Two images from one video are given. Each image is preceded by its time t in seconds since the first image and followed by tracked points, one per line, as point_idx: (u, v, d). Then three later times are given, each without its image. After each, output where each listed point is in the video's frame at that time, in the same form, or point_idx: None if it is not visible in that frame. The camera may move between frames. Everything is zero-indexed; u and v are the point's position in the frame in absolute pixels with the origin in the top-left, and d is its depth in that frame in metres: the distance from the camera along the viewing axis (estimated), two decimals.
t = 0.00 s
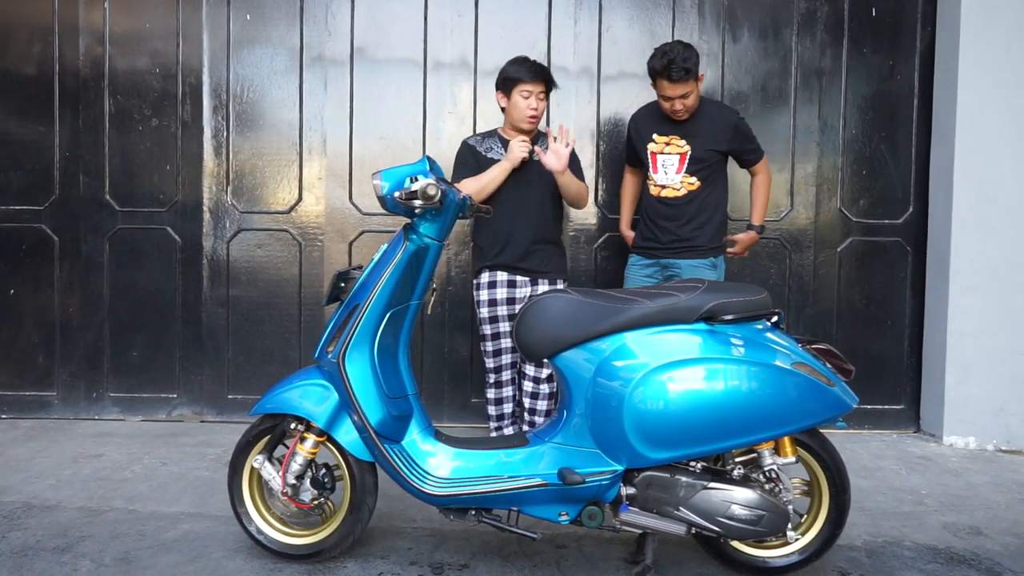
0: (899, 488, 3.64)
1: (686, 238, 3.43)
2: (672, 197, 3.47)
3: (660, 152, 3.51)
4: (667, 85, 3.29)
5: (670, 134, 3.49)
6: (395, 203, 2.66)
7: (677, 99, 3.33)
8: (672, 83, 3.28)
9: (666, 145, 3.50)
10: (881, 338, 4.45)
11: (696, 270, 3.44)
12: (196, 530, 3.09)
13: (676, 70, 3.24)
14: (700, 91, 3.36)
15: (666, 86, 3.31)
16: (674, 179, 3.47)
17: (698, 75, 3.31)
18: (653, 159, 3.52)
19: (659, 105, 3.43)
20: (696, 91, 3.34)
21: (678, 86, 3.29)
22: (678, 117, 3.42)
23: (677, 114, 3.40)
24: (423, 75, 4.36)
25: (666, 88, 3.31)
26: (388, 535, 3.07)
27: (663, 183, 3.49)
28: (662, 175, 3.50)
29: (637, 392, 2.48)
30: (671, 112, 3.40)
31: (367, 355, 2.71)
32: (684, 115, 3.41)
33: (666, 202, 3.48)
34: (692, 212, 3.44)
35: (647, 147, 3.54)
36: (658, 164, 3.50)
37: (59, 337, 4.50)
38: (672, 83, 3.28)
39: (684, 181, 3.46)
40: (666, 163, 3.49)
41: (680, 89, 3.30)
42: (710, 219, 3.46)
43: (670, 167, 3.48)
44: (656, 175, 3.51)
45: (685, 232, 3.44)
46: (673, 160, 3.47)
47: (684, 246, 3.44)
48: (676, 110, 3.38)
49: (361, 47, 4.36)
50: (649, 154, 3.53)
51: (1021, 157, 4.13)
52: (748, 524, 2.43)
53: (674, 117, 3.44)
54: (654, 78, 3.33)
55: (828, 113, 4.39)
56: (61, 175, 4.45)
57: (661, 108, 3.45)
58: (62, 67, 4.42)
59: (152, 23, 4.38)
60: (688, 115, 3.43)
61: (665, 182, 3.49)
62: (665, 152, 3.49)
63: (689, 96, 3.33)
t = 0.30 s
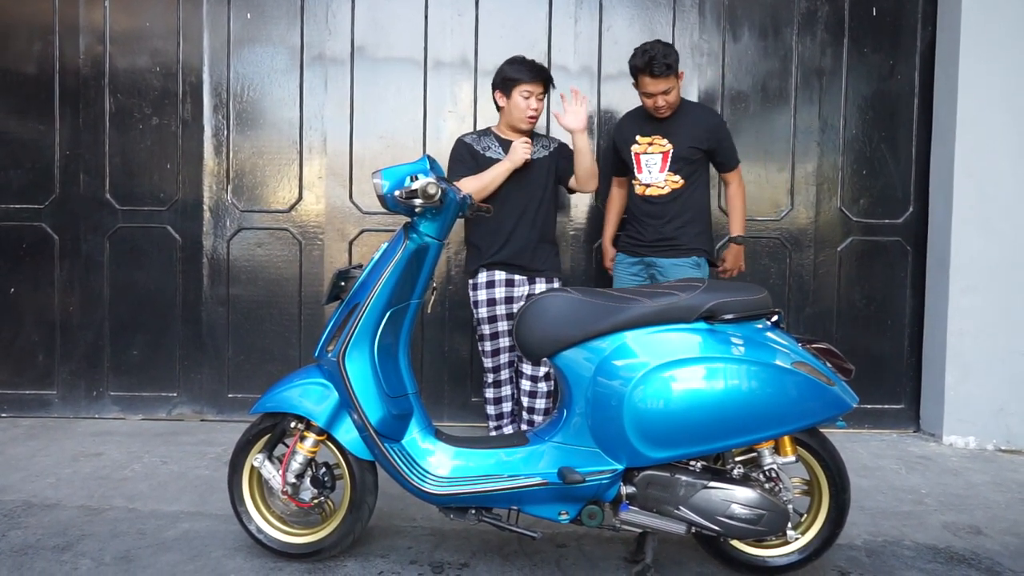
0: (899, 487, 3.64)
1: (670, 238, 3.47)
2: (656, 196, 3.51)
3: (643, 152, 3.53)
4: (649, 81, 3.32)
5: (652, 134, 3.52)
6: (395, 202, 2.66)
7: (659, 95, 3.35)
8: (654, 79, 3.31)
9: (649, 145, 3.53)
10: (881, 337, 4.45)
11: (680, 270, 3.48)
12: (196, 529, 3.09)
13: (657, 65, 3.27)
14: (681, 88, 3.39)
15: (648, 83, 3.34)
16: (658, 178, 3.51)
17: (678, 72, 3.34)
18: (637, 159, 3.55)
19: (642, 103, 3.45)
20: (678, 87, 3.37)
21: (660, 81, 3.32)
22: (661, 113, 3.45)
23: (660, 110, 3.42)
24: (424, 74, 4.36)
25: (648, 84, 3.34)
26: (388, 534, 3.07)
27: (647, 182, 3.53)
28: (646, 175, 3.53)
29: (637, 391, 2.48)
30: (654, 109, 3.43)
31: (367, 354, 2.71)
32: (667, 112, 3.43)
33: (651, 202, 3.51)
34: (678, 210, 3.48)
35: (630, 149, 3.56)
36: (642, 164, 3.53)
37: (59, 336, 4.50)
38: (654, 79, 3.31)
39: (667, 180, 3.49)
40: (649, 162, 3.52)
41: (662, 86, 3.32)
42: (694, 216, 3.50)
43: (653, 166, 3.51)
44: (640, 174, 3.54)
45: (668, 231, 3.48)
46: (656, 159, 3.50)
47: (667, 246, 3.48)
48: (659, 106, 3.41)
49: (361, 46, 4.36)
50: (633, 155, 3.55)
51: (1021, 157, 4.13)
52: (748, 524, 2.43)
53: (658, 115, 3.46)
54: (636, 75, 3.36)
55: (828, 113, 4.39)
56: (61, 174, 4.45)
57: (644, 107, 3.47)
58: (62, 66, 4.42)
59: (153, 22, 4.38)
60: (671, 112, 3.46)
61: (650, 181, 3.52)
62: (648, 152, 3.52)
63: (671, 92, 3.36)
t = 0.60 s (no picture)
0: (900, 488, 3.64)
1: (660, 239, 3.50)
2: (648, 195, 3.51)
3: (632, 154, 3.55)
4: (639, 79, 3.35)
5: (640, 135, 3.54)
6: (395, 202, 2.66)
7: (648, 94, 3.38)
8: (644, 76, 3.34)
9: (637, 147, 3.54)
10: (881, 338, 4.45)
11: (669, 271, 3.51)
12: (196, 529, 3.09)
13: (646, 63, 3.30)
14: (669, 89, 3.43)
15: (638, 81, 3.37)
16: (648, 178, 3.52)
17: (666, 72, 3.39)
18: (626, 160, 3.57)
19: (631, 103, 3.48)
20: (666, 88, 3.41)
21: (649, 79, 3.35)
22: (649, 114, 3.47)
23: (649, 110, 3.44)
24: (424, 74, 4.36)
25: (638, 82, 3.37)
26: (388, 534, 3.07)
27: (637, 182, 3.54)
28: (636, 176, 3.54)
29: (637, 391, 2.48)
30: (643, 109, 3.45)
31: (367, 354, 2.71)
32: (656, 112, 3.45)
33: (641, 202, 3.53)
34: (667, 211, 3.50)
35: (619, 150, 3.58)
36: (631, 165, 3.55)
37: (59, 336, 4.50)
38: (643, 77, 3.35)
39: (657, 180, 3.51)
40: (638, 164, 3.54)
41: (651, 84, 3.36)
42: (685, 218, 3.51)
43: (642, 167, 3.53)
44: (630, 175, 3.56)
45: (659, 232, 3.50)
46: (645, 160, 3.51)
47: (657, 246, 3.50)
48: (647, 107, 3.43)
49: (362, 47, 4.36)
50: (622, 157, 3.57)
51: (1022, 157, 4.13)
52: (749, 524, 2.43)
53: (646, 115, 3.48)
54: (625, 74, 3.39)
55: (829, 113, 4.39)
56: (61, 174, 4.45)
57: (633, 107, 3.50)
58: (62, 66, 4.42)
59: (153, 22, 4.38)
60: (659, 113, 3.48)
61: (640, 181, 3.54)
62: (637, 153, 3.54)
63: (660, 91, 3.39)
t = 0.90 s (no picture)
0: (899, 482, 3.65)
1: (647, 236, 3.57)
2: (634, 193, 3.59)
3: (619, 152, 3.62)
4: (629, 71, 3.43)
5: (628, 134, 3.61)
6: (395, 195, 2.65)
7: (637, 87, 3.46)
8: (634, 69, 3.42)
9: (624, 145, 3.61)
10: (881, 332, 4.45)
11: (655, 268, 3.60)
12: (197, 523, 3.09)
13: (636, 57, 3.39)
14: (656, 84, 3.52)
15: (627, 73, 3.44)
16: (635, 176, 3.59)
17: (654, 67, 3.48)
18: (613, 158, 3.63)
19: (619, 97, 3.55)
20: (653, 82, 3.50)
21: (639, 72, 3.43)
22: (637, 108, 3.54)
23: (637, 104, 3.52)
24: (424, 68, 4.35)
25: (627, 74, 3.45)
26: (388, 528, 3.07)
27: (624, 179, 3.61)
28: (623, 173, 3.61)
29: (638, 385, 2.48)
30: (631, 103, 3.52)
31: (368, 348, 2.71)
32: (644, 106, 3.53)
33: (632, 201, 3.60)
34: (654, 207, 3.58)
35: (607, 148, 3.65)
36: (618, 163, 3.62)
37: (59, 331, 4.50)
38: (633, 69, 3.42)
39: (644, 177, 3.58)
40: (625, 161, 3.61)
41: (641, 76, 3.44)
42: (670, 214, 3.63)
43: (629, 165, 3.60)
44: (617, 173, 3.63)
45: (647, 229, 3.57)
46: (632, 158, 3.59)
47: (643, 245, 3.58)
48: (635, 100, 3.50)
49: (361, 41, 4.35)
50: (609, 154, 3.64)
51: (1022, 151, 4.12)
52: (749, 517, 2.43)
53: (634, 110, 3.55)
54: (615, 67, 3.47)
55: (829, 107, 4.38)
56: (61, 169, 4.44)
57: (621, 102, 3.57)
58: (61, 60, 4.41)
59: (152, 16, 4.38)
60: (646, 108, 3.56)
61: (626, 179, 3.61)
62: (624, 151, 3.61)
63: (648, 85, 3.48)
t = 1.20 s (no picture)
0: (903, 477, 3.64)
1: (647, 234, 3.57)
2: (635, 191, 3.60)
3: (620, 149, 3.63)
4: (630, 61, 3.43)
5: (628, 132, 3.62)
6: (400, 190, 2.65)
7: (637, 77, 3.46)
8: (635, 59, 3.43)
9: (625, 142, 3.62)
10: (886, 327, 4.44)
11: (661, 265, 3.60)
12: (201, 516, 3.10)
13: (637, 47, 3.42)
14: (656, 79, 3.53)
15: (628, 63, 3.45)
16: (635, 173, 3.60)
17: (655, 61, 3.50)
18: (614, 155, 3.63)
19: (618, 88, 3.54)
20: (654, 76, 3.51)
21: (640, 63, 3.44)
22: (636, 101, 3.53)
23: (636, 96, 3.51)
24: (429, 62, 4.34)
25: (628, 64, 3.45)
26: (392, 522, 3.08)
27: (624, 177, 3.61)
28: (623, 170, 3.62)
29: (642, 380, 2.48)
30: (630, 95, 3.51)
31: (372, 342, 2.71)
32: (641, 99, 3.52)
33: (637, 196, 3.59)
34: (656, 203, 3.58)
35: (607, 146, 3.66)
36: (619, 160, 3.62)
37: (64, 324, 4.51)
38: (634, 59, 3.43)
39: (644, 175, 3.58)
40: (626, 159, 3.61)
41: (641, 67, 3.45)
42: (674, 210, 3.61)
43: (630, 162, 3.60)
44: (617, 170, 3.63)
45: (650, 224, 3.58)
46: (633, 155, 3.59)
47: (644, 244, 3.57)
48: (634, 92, 3.50)
49: (366, 35, 4.35)
50: (610, 151, 3.65)
51: None
52: (753, 513, 2.44)
53: (631, 102, 3.55)
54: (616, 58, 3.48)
55: (835, 102, 4.37)
56: (66, 162, 4.45)
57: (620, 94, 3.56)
58: (66, 53, 4.41)
59: (157, 10, 4.37)
60: (644, 102, 3.55)
61: (627, 176, 3.61)
62: (625, 148, 3.61)
63: (647, 78, 3.48)
